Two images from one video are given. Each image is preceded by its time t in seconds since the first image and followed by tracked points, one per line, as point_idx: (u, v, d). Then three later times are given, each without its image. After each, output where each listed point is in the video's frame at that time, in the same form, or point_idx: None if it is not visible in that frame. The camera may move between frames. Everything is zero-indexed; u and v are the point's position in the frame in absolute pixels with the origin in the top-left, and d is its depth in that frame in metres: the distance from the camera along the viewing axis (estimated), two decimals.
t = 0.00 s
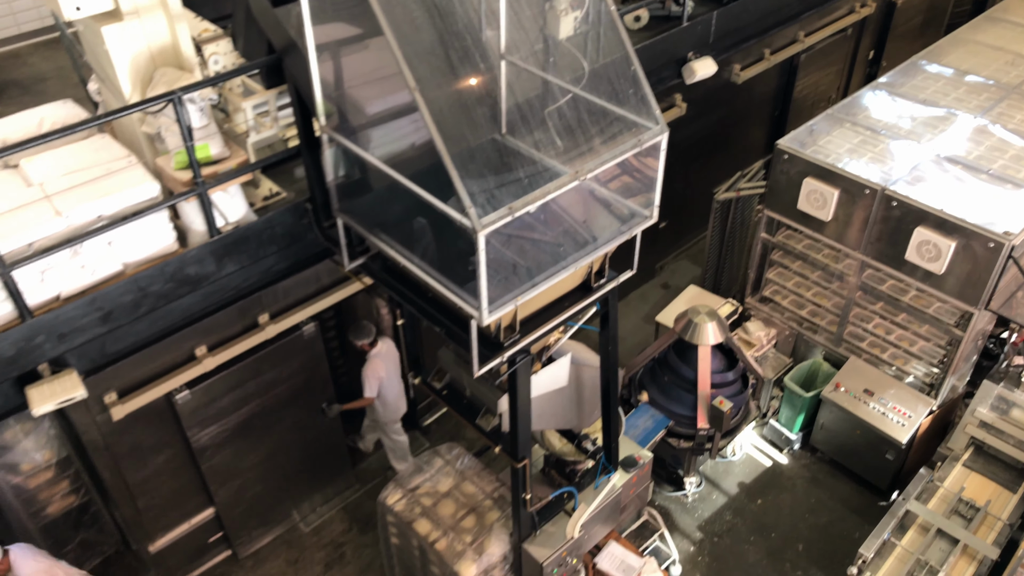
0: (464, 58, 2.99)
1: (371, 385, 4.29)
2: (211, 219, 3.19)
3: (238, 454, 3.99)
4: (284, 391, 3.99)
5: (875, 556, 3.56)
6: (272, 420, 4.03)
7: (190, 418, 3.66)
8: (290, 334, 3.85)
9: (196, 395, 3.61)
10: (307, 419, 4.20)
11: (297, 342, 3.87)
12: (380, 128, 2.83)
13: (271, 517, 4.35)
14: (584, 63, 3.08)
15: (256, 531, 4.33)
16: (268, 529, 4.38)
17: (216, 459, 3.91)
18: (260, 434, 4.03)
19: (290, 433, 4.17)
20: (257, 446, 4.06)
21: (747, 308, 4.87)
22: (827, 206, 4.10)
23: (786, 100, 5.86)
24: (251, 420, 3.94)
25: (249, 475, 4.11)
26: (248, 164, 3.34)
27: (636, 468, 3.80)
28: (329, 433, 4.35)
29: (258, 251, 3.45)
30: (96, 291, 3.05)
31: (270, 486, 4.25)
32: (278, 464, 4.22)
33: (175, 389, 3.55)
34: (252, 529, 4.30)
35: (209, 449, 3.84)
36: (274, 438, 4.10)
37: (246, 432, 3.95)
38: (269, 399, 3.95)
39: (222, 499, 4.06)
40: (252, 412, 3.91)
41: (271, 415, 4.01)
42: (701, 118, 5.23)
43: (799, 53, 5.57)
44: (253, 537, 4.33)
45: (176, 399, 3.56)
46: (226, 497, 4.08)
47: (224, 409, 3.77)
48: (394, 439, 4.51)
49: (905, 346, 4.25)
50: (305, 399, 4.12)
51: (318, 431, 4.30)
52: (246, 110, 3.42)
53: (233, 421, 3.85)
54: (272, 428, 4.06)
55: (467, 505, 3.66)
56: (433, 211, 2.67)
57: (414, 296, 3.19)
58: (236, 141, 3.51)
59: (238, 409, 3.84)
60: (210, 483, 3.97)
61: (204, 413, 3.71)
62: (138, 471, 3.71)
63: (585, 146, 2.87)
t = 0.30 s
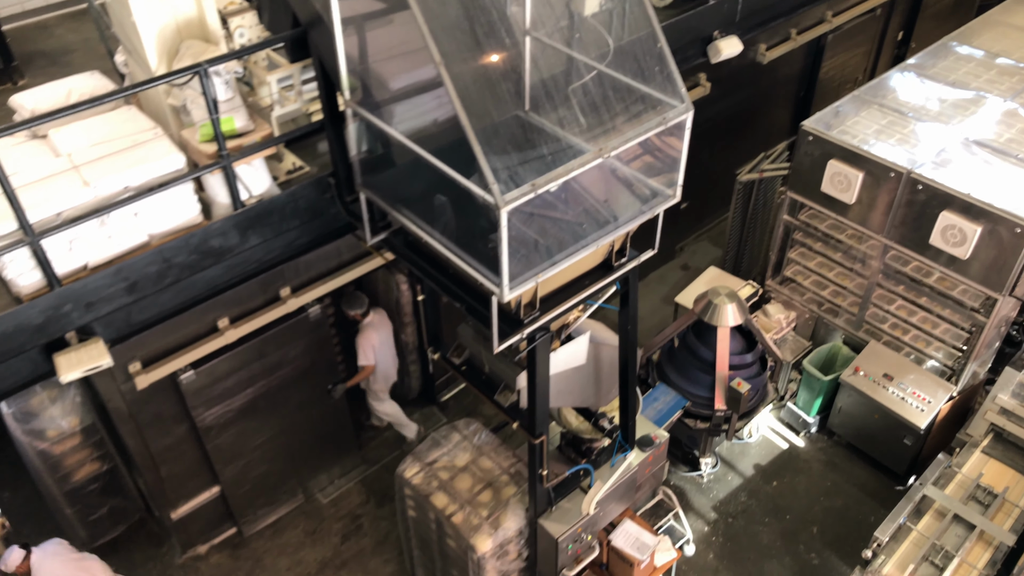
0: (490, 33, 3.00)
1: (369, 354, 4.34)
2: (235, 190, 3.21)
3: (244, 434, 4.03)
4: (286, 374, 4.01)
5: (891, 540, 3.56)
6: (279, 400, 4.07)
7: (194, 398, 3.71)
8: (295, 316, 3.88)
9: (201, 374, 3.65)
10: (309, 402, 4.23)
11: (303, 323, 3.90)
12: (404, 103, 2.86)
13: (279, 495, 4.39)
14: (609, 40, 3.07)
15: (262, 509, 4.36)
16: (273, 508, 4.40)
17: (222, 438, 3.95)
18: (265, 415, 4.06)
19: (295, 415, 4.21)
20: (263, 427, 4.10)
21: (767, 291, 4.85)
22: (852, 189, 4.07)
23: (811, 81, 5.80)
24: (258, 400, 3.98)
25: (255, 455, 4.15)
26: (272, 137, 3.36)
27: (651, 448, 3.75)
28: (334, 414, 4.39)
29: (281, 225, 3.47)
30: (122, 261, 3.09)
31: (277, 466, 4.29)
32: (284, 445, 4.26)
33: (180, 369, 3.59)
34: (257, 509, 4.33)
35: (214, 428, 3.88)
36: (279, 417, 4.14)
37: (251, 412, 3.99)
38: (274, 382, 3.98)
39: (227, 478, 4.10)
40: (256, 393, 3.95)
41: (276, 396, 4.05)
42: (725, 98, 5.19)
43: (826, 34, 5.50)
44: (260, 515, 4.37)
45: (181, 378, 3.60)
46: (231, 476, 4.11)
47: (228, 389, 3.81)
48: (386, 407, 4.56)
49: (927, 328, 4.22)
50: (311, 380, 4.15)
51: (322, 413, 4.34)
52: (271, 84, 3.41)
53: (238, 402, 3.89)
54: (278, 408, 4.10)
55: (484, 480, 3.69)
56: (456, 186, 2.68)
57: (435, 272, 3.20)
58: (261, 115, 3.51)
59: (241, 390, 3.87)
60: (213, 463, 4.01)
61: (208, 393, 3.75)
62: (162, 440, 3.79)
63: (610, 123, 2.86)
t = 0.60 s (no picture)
0: (515, 11, 3.01)
1: (375, 329, 4.43)
2: (258, 163, 3.22)
3: (257, 410, 4.07)
4: (299, 351, 4.04)
5: (906, 525, 3.56)
6: (293, 376, 4.11)
7: (209, 372, 3.74)
8: (308, 294, 3.91)
9: (215, 349, 3.68)
10: (322, 379, 4.26)
11: (316, 301, 3.93)
12: (427, 79, 2.88)
13: (289, 472, 4.41)
14: (634, 18, 3.05)
15: (275, 484, 4.40)
16: (286, 483, 4.44)
17: (235, 413, 3.99)
18: (280, 389, 4.10)
19: (309, 391, 4.25)
20: (280, 401, 4.15)
21: (787, 275, 4.81)
22: (876, 172, 4.03)
23: (838, 63, 5.72)
24: (273, 375, 4.02)
25: (268, 430, 4.20)
26: (295, 112, 3.40)
27: (668, 429, 3.75)
28: (347, 391, 4.43)
29: (303, 199, 3.49)
30: (146, 233, 3.12)
31: (290, 441, 4.33)
32: (299, 420, 4.30)
33: (194, 344, 3.62)
34: (267, 485, 4.37)
35: (228, 404, 3.92)
36: (295, 391, 4.18)
37: (265, 388, 4.02)
38: (288, 358, 4.01)
39: (239, 453, 4.14)
40: (270, 369, 3.98)
41: (290, 372, 4.08)
42: (750, 80, 5.13)
43: (854, 15, 5.42)
44: (274, 489, 4.41)
45: (194, 353, 3.62)
46: (243, 451, 4.15)
47: (243, 364, 3.84)
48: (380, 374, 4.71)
49: (950, 312, 4.14)
50: (327, 355, 4.19)
51: (335, 390, 4.37)
52: (295, 59, 3.39)
53: (252, 377, 3.92)
54: (294, 383, 4.14)
55: (500, 457, 3.72)
56: (478, 163, 2.68)
57: (455, 249, 3.21)
58: (284, 89, 3.55)
59: (253, 367, 3.90)
60: (227, 437, 4.05)
61: (222, 368, 3.78)
62: (183, 410, 3.86)
63: (635, 102, 2.84)
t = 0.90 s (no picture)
0: None
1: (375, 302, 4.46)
2: (282, 136, 3.23)
3: (277, 381, 4.12)
4: (320, 324, 4.08)
5: (922, 511, 3.53)
6: (312, 350, 4.15)
7: (229, 343, 3.78)
8: (329, 269, 3.93)
9: (235, 322, 3.71)
10: (340, 353, 4.29)
11: (336, 276, 3.95)
12: (452, 53, 2.89)
13: (306, 444, 4.46)
14: None
15: (293, 456, 4.45)
16: (304, 454, 4.49)
17: (255, 385, 4.03)
18: (299, 362, 4.14)
19: (328, 364, 4.29)
20: (299, 374, 4.19)
21: (810, 258, 4.77)
22: (903, 156, 3.99)
23: (868, 44, 5.63)
24: (292, 348, 4.05)
25: (287, 402, 4.24)
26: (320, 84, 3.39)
27: (685, 410, 3.75)
28: (365, 365, 4.46)
29: (326, 172, 3.50)
30: (173, 203, 3.15)
31: (310, 413, 4.37)
32: (317, 393, 4.34)
33: (214, 315, 3.66)
34: (286, 457, 4.42)
35: (247, 375, 3.96)
36: (314, 365, 4.22)
37: (283, 360, 4.06)
38: (306, 332, 4.04)
39: (258, 424, 4.19)
40: (289, 342, 4.02)
41: (308, 345, 4.11)
42: (777, 60, 5.07)
43: None
44: (291, 461, 4.46)
45: (215, 324, 3.67)
46: (262, 422, 4.20)
47: (263, 337, 3.88)
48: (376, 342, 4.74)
49: (977, 297, 4.11)
50: (346, 329, 4.21)
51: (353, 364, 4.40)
52: (320, 31, 3.42)
53: (272, 349, 3.96)
54: (313, 356, 4.18)
55: (518, 432, 3.74)
56: (502, 138, 2.67)
57: (477, 225, 3.21)
58: (309, 61, 3.51)
59: (273, 340, 3.93)
60: (246, 408, 4.10)
61: (243, 339, 3.81)
62: (205, 379, 3.91)
63: (662, 79, 2.82)
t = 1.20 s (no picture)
0: None
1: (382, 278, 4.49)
2: (308, 109, 3.23)
3: (299, 353, 4.15)
4: (342, 299, 4.11)
5: (940, 499, 3.53)
6: (332, 323, 4.17)
7: (252, 315, 3.82)
8: (351, 243, 3.95)
9: (257, 294, 3.74)
10: (361, 326, 4.32)
11: (357, 251, 3.97)
12: (480, 28, 2.86)
13: (327, 416, 4.51)
14: None
15: (312, 428, 4.49)
16: (323, 427, 4.54)
17: (276, 356, 4.07)
18: (320, 335, 4.18)
19: (349, 338, 4.32)
20: (319, 347, 4.22)
21: (833, 243, 4.74)
22: (932, 142, 3.93)
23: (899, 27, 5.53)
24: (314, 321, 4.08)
25: (307, 374, 4.28)
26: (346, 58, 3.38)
27: (703, 392, 3.76)
28: (385, 339, 4.48)
29: (350, 146, 3.50)
30: (198, 174, 3.17)
31: (329, 386, 4.42)
32: (337, 366, 4.38)
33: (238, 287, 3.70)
34: (306, 428, 4.47)
35: (269, 346, 4.00)
36: (334, 338, 4.25)
37: (304, 333, 4.09)
38: (328, 306, 4.07)
39: (278, 395, 4.24)
40: (311, 315, 4.04)
41: (329, 319, 4.15)
42: (806, 42, 5.00)
43: None
44: (310, 433, 4.50)
45: (237, 296, 3.70)
46: (282, 394, 4.25)
47: (284, 310, 3.91)
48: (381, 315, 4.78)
49: (1003, 283, 4.05)
50: (367, 304, 4.24)
51: (373, 338, 4.43)
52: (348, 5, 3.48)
53: (293, 322, 3.99)
54: (334, 329, 4.21)
55: (535, 410, 3.76)
56: (529, 115, 2.67)
57: (499, 203, 3.20)
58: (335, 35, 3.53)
59: (296, 311, 3.97)
60: (267, 378, 4.14)
61: (266, 311, 3.85)
62: (227, 350, 3.96)
63: (691, 58, 2.80)
